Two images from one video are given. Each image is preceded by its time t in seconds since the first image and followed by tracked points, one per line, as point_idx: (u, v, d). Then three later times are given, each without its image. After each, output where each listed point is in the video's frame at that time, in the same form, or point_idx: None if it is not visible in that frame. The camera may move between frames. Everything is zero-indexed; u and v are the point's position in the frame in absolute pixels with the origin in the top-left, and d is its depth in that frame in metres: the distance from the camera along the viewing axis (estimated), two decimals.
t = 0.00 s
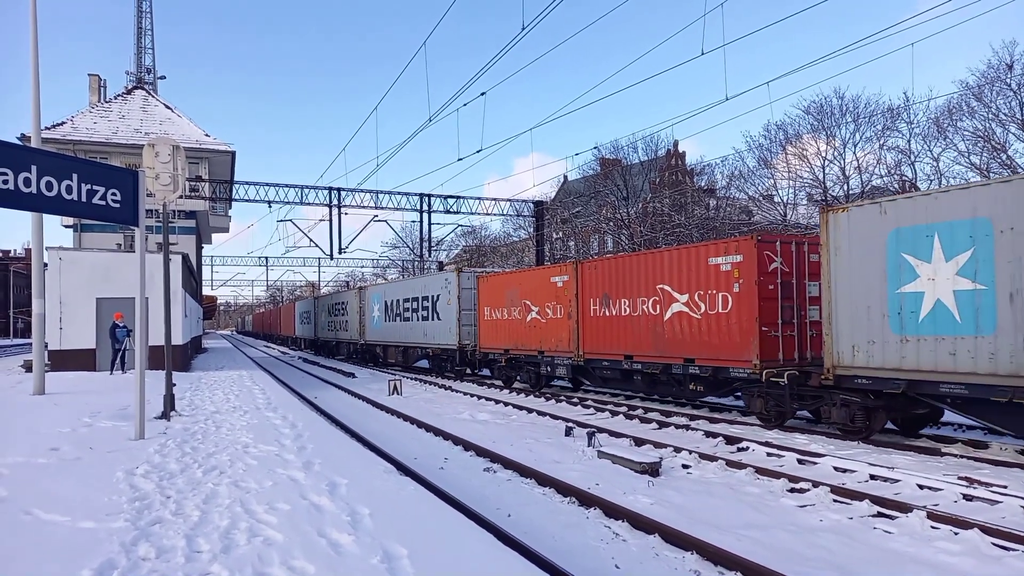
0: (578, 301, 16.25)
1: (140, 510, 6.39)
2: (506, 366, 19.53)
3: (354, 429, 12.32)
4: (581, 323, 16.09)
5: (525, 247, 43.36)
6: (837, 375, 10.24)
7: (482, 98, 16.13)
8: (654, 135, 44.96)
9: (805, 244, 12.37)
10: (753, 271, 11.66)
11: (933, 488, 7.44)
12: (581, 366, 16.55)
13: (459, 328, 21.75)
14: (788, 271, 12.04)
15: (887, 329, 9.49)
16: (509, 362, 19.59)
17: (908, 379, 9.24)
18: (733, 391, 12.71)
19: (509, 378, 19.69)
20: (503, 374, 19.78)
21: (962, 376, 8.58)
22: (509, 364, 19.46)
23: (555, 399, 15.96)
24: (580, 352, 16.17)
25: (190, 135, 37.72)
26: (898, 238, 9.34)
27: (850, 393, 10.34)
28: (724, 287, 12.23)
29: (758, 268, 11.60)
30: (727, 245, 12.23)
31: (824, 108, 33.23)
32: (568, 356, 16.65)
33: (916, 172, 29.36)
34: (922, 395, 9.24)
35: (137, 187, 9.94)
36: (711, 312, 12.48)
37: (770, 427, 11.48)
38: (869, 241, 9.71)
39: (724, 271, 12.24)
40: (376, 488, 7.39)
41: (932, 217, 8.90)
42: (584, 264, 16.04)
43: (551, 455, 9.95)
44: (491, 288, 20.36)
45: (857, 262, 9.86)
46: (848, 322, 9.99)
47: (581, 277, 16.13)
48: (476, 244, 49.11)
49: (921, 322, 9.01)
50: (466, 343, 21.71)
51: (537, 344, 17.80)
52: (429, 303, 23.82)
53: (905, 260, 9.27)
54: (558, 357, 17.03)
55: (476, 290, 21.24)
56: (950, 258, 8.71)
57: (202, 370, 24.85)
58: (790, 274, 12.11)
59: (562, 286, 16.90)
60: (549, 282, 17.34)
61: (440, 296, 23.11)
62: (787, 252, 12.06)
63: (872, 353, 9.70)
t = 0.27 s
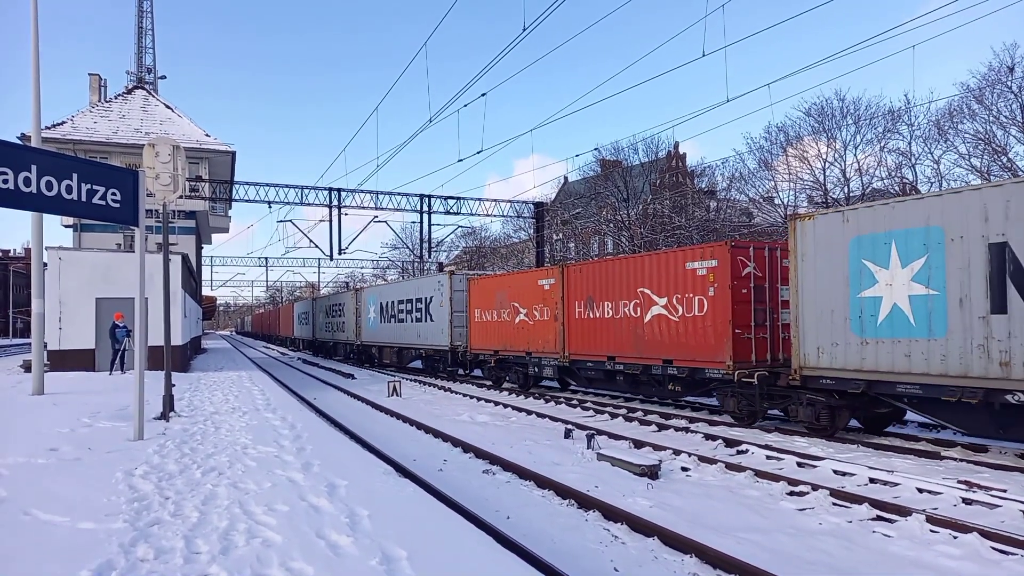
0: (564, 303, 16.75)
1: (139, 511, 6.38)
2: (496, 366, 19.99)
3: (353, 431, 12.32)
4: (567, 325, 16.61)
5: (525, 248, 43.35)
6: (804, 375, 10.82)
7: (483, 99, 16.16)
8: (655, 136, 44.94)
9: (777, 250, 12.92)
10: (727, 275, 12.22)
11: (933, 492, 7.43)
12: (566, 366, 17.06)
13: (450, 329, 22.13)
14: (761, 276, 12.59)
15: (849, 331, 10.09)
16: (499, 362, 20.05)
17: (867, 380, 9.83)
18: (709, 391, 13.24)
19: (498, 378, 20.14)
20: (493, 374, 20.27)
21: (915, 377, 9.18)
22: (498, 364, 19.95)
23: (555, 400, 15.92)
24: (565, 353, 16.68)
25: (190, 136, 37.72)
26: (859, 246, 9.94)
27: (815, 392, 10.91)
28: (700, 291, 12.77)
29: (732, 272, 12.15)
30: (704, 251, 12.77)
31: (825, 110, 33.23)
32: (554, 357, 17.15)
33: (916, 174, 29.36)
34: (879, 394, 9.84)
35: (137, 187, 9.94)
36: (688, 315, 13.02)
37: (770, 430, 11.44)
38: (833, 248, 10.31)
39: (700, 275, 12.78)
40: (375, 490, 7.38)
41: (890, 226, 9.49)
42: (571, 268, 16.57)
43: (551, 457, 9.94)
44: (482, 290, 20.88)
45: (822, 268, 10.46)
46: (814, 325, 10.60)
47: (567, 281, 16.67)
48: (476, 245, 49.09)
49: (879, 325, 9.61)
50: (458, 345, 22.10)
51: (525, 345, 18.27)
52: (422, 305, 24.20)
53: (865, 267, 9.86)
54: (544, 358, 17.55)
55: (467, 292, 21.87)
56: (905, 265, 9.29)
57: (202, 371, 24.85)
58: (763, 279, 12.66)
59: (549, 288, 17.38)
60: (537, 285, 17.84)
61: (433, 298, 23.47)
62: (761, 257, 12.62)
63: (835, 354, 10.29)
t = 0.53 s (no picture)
0: (548, 307, 17.18)
1: (139, 514, 6.38)
2: (484, 367, 20.40)
3: (353, 433, 12.32)
4: (551, 327, 17.01)
5: (525, 251, 43.37)
6: (769, 375, 11.35)
7: (483, 101, 16.16)
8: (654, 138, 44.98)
9: (749, 255, 13.37)
10: (700, 279, 12.66)
11: (933, 493, 7.43)
12: (552, 368, 17.44)
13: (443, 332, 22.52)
14: (733, 280, 13.04)
15: (810, 332, 10.65)
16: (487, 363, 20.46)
17: (827, 378, 10.37)
18: (684, 391, 13.67)
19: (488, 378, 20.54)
20: (482, 375, 20.65)
21: (869, 375, 9.73)
22: (486, 365, 20.32)
23: (555, 403, 15.89)
24: (550, 355, 17.08)
25: (191, 139, 37.78)
26: (818, 252, 10.52)
27: (780, 390, 11.36)
28: (674, 294, 13.22)
29: (704, 276, 12.59)
30: (678, 256, 13.21)
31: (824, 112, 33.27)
32: (540, 359, 17.53)
33: (916, 176, 29.39)
34: (837, 392, 10.39)
35: (137, 191, 9.96)
36: (664, 317, 13.45)
37: (770, 431, 11.43)
38: (794, 254, 10.89)
39: (675, 279, 13.23)
40: (374, 492, 7.39)
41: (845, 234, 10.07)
42: (554, 272, 16.98)
43: (551, 459, 9.95)
44: (471, 293, 21.29)
45: (784, 273, 11.04)
46: (778, 327, 11.18)
47: (552, 284, 17.07)
48: (476, 247, 49.13)
49: (837, 327, 10.19)
50: (450, 347, 22.47)
51: (512, 347, 18.70)
52: (416, 307, 24.59)
53: (824, 272, 10.43)
54: (530, 359, 17.93)
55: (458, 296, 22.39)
56: (860, 270, 9.87)
57: (202, 374, 24.87)
58: (735, 283, 13.11)
59: (534, 292, 17.81)
60: (523, 288, 18.27)
61: (427, 300, 23.87)
62: (733, 262, 13.07)
63: (798, 355, 10.84)
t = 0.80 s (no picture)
0: (535, 306, 17.70)
1: (139, 513, 6.37)
2: (475, 365, 21.03)
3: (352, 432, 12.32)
4: (538, 326, 17.54)
5: (525, 250, 43.35)
6: (738, 371, 11.89)
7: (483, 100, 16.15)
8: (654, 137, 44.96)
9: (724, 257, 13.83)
10: (675, 281, 13.18)
11: (933, 492, 7.43)
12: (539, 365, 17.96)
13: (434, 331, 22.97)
14: (707, 281, 13.51)
15: (775, 331, 11.18)
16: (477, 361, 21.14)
17: (790, 375, 10.92)
18: (661, 387, 14.23)
19: (478, 376, 21.20)
20: (472, 372, 21.22)
21: (829, 372, 10.27)
22: (477, 363, 20.88)
23: (555, 402, 15.88)
24: (536, 353, 17.62)
25: (190, 138, 37.75)
26: (782, 255, 11.05)
27: (749, 386, 11.91)
28: (651, 295, 13.72)
29: (679, 278, 13.10)
30: (655, 258, 13.71)
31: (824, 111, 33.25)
32: (528, 356, 18.07)
33: (915, 175, 29.40)
34: (800, 388, 10.94)
35: (136, 189, 9.95)
36: (641, 317, 13.98)
37: (770, 430, 11.42)
38: (761, 257, 11.43)
39: (651, 280, 13.74)
40: (374, 491, 7.39)
41: (806, 238, 10.59)
42: (541, 273, 17.50)
43: (551, 458, 9.95)
44: (463, 293, 21.84)
45: (751, 275, 11.58)
46: (746, 326, 11.71)
47: (538, 285, 17.59)
48: (476, 247, 49.13)
49: (799, 326, 10.73)
50: (441, 346, 22.93)
51: (502, 345, 19.26)
52: (409, 307, 25.05)
53: (788, 274, 10.97)
54: (518, 357, 18.48)
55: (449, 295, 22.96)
56: (820, 273, 10.41)
57: (202, 373, 24.85)
58: (710, 284, 13.56)
59: (522, 291, 18.31)
60: (511, 288, 18.78)
61: (419, 300, 24.34)
62: (707, 264, 13.56)
63: (764, 352, 11.38)
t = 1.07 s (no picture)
0: (523, 308, 18.31)
1: (140, 515, 6.37)
2: (466, 365, 21.61)
3: (353, 433, 12.32)
4: (525, 327, 18.16)
5: (526, 251, 43.37)
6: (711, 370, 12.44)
7: (484, 101, 16.14)
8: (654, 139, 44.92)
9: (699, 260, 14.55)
10: (653, 283, 13.82)
11: (934, 493, 7.42)
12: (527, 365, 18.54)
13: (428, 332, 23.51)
14: (684, 283, 14.21)
15: (744, 332, 11.74)
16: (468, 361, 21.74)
17: (757, 373, 11.46)
18: (641, 385, 14.83)
19: (469, 375, 21.76)
20: (463, 373, 21.81)
21: (793, 370, 10.80)
22: (468, 363, 21.48)
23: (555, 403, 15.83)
24: (524, 353, 18.23)
25: (191, 139, 37.77)
26: (750, 260, 11.62)
27: (721, 384, 12.43)
28: (631, 296, 14.38)
29: (657, 280, 13.77)
30: (634, 261, 14.38)
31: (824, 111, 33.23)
32: (516, 357, 18.66)
33: (916, 176, 29.38)
34: (767, 386, 11.48)
35: (137, 191, 9.94)
36: (621, 318, 14.62)
37: (771, 431, 11.40)
38: (732, 261, 12.00)
39: (631, 283, 14.38)
40: (375, 493, 7.39)
41: (771, 243, 11.16)
42: (528, 275, 18.13)
43: (552, 459, 9.95)
44: (454, 295, 22.44)
45: (723, 278, 12.14)
46: (718, 327, 12.25)
47: (525, 287, 18.22)
48: (476, 248, 49.11)
49: (766, 327, 11.28)
50: (434, 346, 23.44)
51: (491, 346, 19.85)
52: (403, 308, 25.59)
53: (756, 278, 11.53)
54: (506, 357, 19.07)
55: (441, 297, 23.58)
56: (785, 276, 10.98)
57: (203, 374, 24.86)
58: (686, 286, 14.26)
59: (510, 293, 18.92)
60: (500, 290, 19.40)
61: (413, 302, 24.89)
62: (684, 267, 14.26)
63: (734, 352, 11.93)
